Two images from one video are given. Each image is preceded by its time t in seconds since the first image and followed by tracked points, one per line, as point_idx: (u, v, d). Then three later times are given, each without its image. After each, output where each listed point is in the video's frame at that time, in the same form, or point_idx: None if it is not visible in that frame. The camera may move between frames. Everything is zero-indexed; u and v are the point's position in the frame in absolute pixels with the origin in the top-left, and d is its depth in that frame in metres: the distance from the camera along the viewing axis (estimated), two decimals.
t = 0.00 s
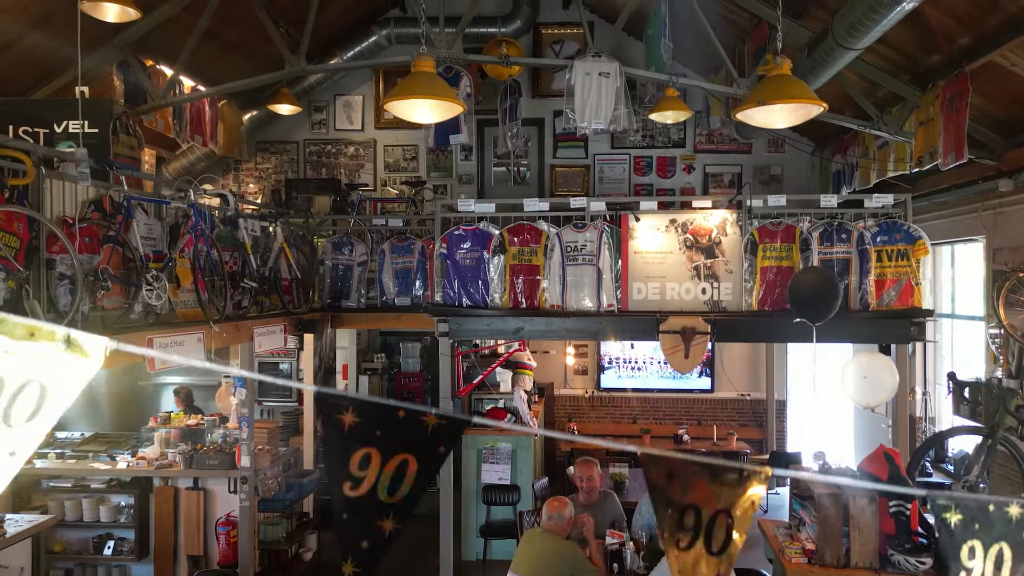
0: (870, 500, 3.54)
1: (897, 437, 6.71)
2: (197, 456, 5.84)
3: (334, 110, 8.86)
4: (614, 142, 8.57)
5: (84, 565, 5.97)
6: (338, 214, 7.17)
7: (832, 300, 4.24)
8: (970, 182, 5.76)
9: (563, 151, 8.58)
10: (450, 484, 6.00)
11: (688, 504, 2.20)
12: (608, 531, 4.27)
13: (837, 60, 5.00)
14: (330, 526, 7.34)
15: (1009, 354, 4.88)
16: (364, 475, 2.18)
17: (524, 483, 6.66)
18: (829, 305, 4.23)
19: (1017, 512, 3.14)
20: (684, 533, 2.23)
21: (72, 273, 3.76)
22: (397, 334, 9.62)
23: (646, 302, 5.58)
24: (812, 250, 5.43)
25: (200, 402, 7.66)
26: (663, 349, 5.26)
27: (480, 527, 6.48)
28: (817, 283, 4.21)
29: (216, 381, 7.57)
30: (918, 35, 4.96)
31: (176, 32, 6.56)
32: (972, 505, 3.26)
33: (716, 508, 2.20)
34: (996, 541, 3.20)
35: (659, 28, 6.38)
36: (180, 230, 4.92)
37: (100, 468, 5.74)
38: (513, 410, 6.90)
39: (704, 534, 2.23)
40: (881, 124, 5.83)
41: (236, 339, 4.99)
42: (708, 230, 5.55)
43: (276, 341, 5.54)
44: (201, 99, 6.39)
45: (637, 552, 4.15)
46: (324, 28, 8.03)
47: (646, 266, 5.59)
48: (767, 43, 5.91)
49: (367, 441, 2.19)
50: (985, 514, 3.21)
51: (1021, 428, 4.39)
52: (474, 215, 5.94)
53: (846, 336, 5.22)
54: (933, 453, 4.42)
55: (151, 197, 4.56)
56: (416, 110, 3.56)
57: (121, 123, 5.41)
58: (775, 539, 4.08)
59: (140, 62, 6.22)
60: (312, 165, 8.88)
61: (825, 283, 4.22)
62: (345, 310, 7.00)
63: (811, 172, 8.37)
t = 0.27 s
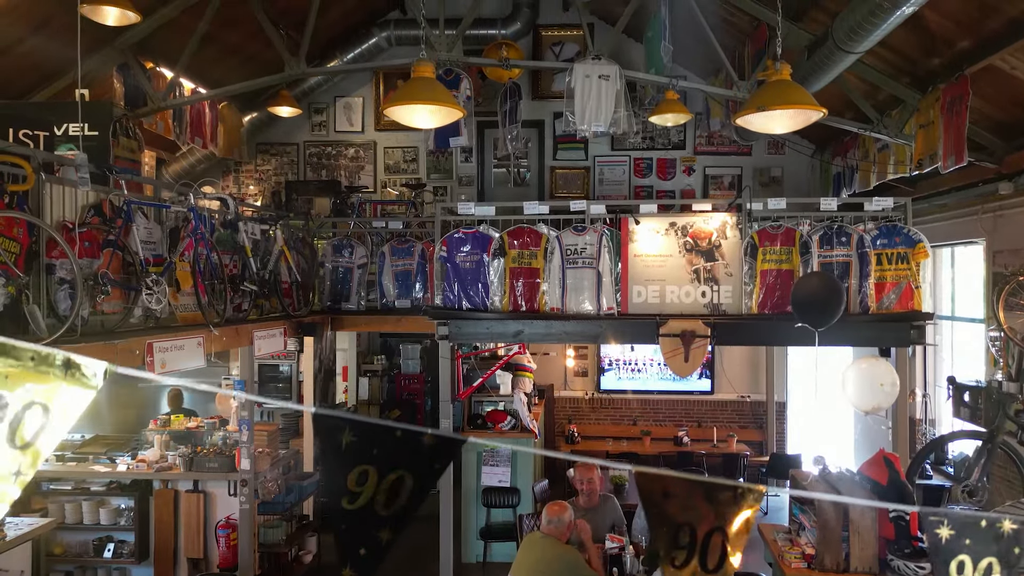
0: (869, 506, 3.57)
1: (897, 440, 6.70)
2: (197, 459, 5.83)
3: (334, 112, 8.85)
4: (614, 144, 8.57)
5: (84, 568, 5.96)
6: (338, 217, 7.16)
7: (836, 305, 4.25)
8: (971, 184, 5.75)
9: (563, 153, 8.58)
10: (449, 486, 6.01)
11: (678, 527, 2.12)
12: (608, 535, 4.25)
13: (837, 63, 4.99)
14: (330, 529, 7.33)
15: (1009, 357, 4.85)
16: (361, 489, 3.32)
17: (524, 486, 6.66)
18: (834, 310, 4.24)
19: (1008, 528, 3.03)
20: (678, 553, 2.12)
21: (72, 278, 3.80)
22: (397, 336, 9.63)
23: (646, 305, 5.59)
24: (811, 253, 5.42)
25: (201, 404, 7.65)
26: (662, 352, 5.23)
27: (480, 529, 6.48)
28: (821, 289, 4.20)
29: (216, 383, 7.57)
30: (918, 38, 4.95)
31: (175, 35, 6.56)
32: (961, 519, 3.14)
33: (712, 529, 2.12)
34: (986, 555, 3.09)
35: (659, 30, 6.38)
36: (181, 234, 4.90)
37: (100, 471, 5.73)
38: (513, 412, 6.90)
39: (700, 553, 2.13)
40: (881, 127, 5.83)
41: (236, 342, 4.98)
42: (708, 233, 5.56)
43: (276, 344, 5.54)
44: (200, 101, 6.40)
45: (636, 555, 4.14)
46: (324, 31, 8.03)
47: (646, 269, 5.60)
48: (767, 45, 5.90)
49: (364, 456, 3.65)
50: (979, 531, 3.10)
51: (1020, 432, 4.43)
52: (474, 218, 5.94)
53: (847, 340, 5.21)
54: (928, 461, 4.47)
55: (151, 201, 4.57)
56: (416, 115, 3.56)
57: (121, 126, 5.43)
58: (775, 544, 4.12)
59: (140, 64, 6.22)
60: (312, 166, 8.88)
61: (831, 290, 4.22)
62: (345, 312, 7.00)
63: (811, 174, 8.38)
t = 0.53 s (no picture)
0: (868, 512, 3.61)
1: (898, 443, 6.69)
2: (196, 463, 5.82)
3: (334, 114, 8.85)
4: (614, 147, 8.56)
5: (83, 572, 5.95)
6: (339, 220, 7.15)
7: (837, 311, 4.24)
8: (970, 188, 5.75)
9: (563, 155, 8.57)
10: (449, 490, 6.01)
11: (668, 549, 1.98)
12: (608, 540, 4.26)
13: (837, 67, 4.99)
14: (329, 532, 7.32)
15: (1008, 361, 4.82)
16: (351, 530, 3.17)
17: (524, 489, 6.66)
18: (837, 315, 4.23)
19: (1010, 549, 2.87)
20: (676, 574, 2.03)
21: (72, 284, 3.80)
22: (397, 338, 9.63)
23: (646, 309, 5.58)
24: (811, 257, 5.42)
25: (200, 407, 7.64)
26: (662, 357, 5.28)
27: (479, 533, 6.47)
28: (822, 296, 4.20)
29: (216, 386, 7.58)
30: (918, 42, 4.94)
31: (176, 37, 6.55)
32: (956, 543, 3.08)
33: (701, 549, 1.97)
34: None
35: (659, 34, 6.37)
36: (179, 239, 4.97)
37: (100, 474, 5.72)
38: (513, 416, 6.89)
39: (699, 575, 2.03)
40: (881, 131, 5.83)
41: (236, 347, 4.98)
42: (707, 237, 5.56)
43: (276, 348, 5.53)
44: (200, 105, 6.40)
45: (635, 561, 4.16)
46: (324, 33, 8.03)
47: (645, 273, 5.59)
48: (767, 49, 5.90)
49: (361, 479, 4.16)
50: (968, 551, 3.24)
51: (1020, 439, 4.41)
52: (474, 222, 5.94)
53: (847, 344, 5.21)
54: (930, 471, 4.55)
55: (151, 206, 4.58)
56: (416, 122, 3.56)
57: (121, 129, 5.43)
58: (774, 550, 4.22)
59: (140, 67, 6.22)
60: (312, 169, 8.87)
61: (832, 296, 4.22)
62: (345, 315, 6.99)
63: (811, 177, 8.38)
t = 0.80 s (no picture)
0: (867, 515, 3.64)
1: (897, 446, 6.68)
2: (196, 465, 5.82)
3: (334, 116, 8.85)
4: (614, 148, 8.56)
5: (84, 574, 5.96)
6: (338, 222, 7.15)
7: (838, 315, 4.24)
8: (970, 190, 5.74)
9: (563, 157, 8.57)
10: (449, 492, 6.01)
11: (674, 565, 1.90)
12: (608, 544, 4.27)
13: (836, 70, 4.99)
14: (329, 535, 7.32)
15: (1008, 363, 4.87)
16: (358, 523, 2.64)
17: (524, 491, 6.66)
18: (837, 319, 4.23)
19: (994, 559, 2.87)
20: None
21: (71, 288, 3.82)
22: (397, 340, 9.63)
23: (646, 312, 5.58)
24: (811, 260, 5.43)
25: (200, 410, 7.64)
26: (662, 359, 5.29)
27: (479, 535, 6.47)
28: (822, 301, 4.20)
29: (216, 388, 7.58)
30: (918, 44, 4.93)
31: (175, 40, 6.55)
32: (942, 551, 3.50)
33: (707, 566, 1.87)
34: None
35: (659, 36, 6.37)
36: (180, 243, 4.92)
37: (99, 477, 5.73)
38: (513, 418, 6.89)
39: None
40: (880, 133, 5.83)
41: (235, 350, 4.97)
42: (707, 240, 5.57)
43: (275, 351, 5.53)
44: (200, 107, 6.40)
45: (635, 565, 4.16)
46: (323, 35, 8.02)
47: (645, 275, 5.60)
48: (767, 51, 5.90)
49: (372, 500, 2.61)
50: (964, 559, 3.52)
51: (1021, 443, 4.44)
52: (474, 224, 5.93)
53: (847, 347, 5.21)
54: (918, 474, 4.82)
55: (150, 210, 4.59)
56: (415, 127, 3.56)
57: (121, 132, 5.43)
58: (773, 553, 4.32)
59: (140, 69, 6.22)
60: (312, 171, 8.87)
61: (832, 300, 4.22)
62: (345, 317, 6.99)
63: (811, 178, 8.37)
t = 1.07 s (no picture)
0: (866, 519, 3.64)
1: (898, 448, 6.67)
2: (196, 467, 5.82)
3: (334, 117, 8.85)
4: (614, 150, 8.56)
5: None
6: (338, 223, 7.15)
7: (837, 318, 4.25)
8: (970, 192, 5.74)
9: (563, 158, 8.57)
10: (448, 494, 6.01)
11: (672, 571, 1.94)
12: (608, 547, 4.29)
13: (836, 72, 4.99)
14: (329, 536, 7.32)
15: (1008, 365, 4.87)
16: (355, 544, 2.22)
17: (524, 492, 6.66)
18: (836, 321, 4.23)
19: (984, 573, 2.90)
20: None
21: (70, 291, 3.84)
22: (397, 342, 9.62)
23: (646, 313, 5.58)
24: (811, 262, 5.43)
25: (200, 411, 7.65)
26: (662, 362, 5.29)
27: (479, 537, 6.48)
28: (822, 303, 4.20)
29: (216, 389, 7.57)
30: (918, 47, 4.93)
31: (176, 41, 6.55)
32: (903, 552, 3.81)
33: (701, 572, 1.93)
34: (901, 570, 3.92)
35: (659, 38, 6.37)
36: (180, 245, 4.93)
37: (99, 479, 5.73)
38: (513, 420, 6.89)
39: None
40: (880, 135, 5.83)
41: (236, 353, 4.97)
42: (707, 242, 5.57)
43: (275, 353, 5.52)
44: (200, 108, 6.40)
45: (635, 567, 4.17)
46: (323, 36, 8.02)
47: (645, 277, 5.59)
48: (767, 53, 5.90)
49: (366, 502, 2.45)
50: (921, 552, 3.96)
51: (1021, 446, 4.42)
52: (474, 226, 5.93)
53: (847, 349, 5.20)
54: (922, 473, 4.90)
55: (150, 212, 4.59)
56: (415, 130, 3.56)
57: (121, 134, 5.43)
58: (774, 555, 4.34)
59: (140, 71, 6.22)
60: (312, 172, 8.87)
61: (831, 303, 4.23)
62: (345, 319, 6.99)
63: (811, 180, 8.37)
